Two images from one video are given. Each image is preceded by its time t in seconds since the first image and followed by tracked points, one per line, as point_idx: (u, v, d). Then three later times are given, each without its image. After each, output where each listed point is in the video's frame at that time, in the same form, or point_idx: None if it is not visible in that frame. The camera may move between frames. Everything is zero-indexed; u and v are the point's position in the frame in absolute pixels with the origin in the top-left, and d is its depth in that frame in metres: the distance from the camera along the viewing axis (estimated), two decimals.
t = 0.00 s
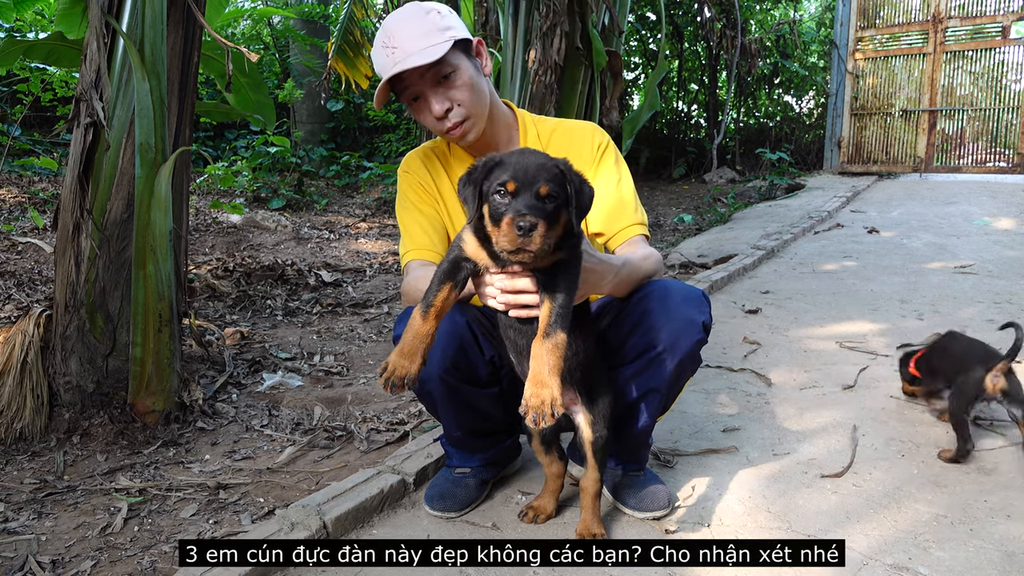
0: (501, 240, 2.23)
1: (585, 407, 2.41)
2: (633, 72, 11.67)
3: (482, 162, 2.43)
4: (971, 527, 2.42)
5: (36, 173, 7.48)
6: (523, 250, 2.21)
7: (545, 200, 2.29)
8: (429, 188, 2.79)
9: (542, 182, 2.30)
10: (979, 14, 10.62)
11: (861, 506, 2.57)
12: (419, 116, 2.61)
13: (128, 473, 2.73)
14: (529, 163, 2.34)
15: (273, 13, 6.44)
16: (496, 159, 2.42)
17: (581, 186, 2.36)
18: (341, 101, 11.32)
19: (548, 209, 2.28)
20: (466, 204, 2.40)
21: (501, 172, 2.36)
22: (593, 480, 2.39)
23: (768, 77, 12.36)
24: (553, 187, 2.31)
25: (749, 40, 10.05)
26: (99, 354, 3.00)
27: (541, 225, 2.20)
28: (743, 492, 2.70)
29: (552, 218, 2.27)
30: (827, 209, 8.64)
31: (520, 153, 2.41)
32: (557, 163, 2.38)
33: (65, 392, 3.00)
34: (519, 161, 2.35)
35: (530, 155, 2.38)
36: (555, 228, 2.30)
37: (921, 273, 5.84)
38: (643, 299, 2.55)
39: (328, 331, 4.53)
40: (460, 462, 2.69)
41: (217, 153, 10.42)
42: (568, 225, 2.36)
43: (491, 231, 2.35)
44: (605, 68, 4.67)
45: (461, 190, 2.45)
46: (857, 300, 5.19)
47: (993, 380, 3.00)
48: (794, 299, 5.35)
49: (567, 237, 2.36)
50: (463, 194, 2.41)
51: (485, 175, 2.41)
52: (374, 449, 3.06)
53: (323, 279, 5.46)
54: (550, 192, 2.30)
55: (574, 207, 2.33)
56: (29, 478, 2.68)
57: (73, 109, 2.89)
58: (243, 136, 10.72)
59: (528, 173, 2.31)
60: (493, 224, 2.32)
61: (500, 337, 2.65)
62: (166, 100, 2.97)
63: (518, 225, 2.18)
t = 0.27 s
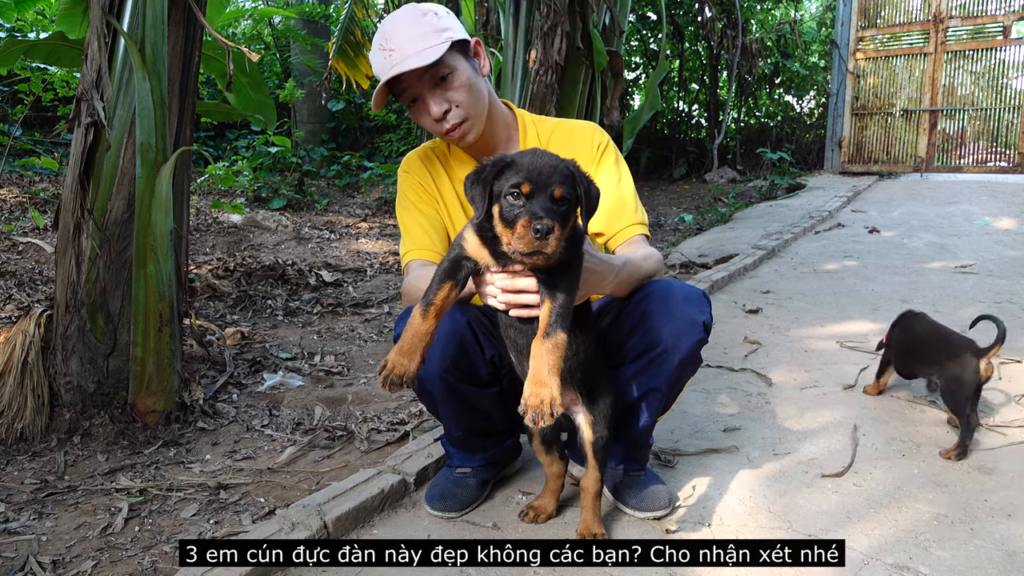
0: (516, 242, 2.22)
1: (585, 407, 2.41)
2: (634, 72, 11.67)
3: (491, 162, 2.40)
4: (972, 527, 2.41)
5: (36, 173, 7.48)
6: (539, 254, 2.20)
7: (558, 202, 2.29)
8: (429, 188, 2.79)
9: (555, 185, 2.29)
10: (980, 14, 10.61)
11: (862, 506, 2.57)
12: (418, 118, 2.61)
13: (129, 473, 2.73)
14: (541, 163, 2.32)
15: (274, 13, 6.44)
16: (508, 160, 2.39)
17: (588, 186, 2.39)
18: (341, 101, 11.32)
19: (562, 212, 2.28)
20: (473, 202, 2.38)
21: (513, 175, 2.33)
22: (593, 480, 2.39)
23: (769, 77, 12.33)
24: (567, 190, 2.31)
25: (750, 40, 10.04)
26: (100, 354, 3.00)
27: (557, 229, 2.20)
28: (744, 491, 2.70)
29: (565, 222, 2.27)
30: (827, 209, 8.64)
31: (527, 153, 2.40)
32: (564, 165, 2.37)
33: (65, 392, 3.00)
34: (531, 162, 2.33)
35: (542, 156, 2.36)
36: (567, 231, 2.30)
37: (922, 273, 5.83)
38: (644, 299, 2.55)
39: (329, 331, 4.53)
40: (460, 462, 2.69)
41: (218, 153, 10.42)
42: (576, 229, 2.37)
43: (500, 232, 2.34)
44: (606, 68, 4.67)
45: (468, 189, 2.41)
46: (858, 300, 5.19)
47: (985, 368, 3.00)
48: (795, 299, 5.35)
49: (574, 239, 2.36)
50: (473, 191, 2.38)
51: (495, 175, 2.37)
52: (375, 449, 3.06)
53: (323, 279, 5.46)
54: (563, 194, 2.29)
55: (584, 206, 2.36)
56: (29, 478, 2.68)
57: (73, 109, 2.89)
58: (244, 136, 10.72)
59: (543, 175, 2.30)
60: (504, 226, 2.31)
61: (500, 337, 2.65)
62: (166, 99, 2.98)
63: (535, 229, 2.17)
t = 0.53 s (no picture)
0: (515, 242, 2.21)
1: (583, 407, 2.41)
2: (632, 71, 11.67)
3: (491, 161, 2.38)
4: (970, 526, 2.42)
5: (33, 173, 7.47)
6: (538, 256, 2.20)
7: (557, 204, 2.29)
8: (426, 189, 2.79)
9: (554, 187, 2.29)
10: (977, 13, 10.63)
11: (860, 505, 2.58)
12: (413, 120, 2.61)
13: (127, 474, 2.73)
14: (540, 163, 2.32)
15: (271, 14, 6.44)
16: (508, 159, 2.37)
17: (587, 187, 2.40)
18: (339, 101, 11.31)
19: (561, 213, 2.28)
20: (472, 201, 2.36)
21: (513, 175, 2.33)
22: (591, 480, 2.40)
23: (766, 77, 12.32)
24: (567, 192, 2.31)
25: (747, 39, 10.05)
26: (97, 355, 2.99)
27: (557, 230, 2.20)
28: (741, 491, 2.71)
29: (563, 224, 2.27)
30: (825, 209, 8.65)
31: (527, 153, 2.39)
32: (563, 166, 2.37)
33: (63, 392, 3.00)
34: (531, 162, 2.32)
35: (542, 156, 2.36)
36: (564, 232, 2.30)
37: (919, 272, 5.84)
38: (641, 298, 2.55)
39: (326, 332, 4.53)
40: (458, 462, 2.69)
41: (215, 153, 10.41)
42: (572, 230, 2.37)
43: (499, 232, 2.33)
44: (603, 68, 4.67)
45: (467, 187, 2.38)
46: (855, 299, 5.20)
47: (937, 343, 3.38)
48: (792, 298, 5.36)
49: (571, 240, 2.36)
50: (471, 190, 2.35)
51: (495, 174, 2.36)
52: (373, 449, 3.06)
53: (321, 279, 5.45)
54: (562, 196, 2.29)
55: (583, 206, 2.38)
56: (26, 479, 2.68)
57: (71, 109, 2.88)
58: (241, 136, 10.72)
59: (543, 176, 2.29)
60: (502, 226, 2.30)
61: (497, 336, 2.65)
62: (163, 99, 2.97)
63: (535, 230, 2.17)
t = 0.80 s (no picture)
0: (513, 243, 2.21)
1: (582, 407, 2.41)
2: (630, 72, 11.68)
3: (490, 161, 2.37)
4: (969, 526, 2.42)
5: (32, 173, 7.46)
6: (536, 257, 2.20)
7: (555, 206, 2.29)
8: (425, 189, 2.80)
9: (553, 188, 2.29)
10: (975, 14, 10.64)
11: (858, 505, 2.58)
12: (412, 120, 2.61)
13: (126, 474, 2.73)
14: (539, 164, 2.31)
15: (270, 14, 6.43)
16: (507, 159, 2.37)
17: (586, 189, 2.40)
18: (337, 101, 11.30)
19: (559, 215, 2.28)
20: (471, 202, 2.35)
21: (513, 174, 2.32)
22: (589, 480, 2.40)
23: (765, 77, 12.30)
24: (565, 193, 2.31)
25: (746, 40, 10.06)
26: (96, 355, 2.99)
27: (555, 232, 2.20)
28: (740, 491, 2.71)
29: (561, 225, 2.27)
30: (823, 209, 8.65)
31: (527, 153, 2.39)
32: (563, 167, 2.36)
33: (61, 393, 3.00)
34: (530, 162, 2.32)
35: (541, 157, 2.35)
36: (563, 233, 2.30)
37: (918, 273, 5.85)
38: (639, 298, 2.56)
39: (325, 332, 4.52)
40: (456, 462, 2.69)
41: (214, 153, 10.41)
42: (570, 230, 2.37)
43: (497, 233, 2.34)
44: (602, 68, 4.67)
45: (466, 188, 2.38)
46: (854, 300, 5.20)
47: (914, 334, 3.48)
48: (791, 298, 5.36)
49: (570, 241, 2.36)
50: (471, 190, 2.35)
51: (493, 175, 2.35)
52: (371, 449, 3.06)
53: (320, 279, 5.45)
54: (561, 198, 2.29)
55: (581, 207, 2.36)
56: (25, 479, 2.67)
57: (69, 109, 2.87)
58: (240, 136, 10.72)
59: (542, 177, 2.29)
60: (501, 226, 2.30)
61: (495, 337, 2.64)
62: (162, 99, 2.97)
63: (533, 232, 2.17)
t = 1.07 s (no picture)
0: (511, 241, 2.22)
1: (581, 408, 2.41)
2: (630, 72, 11.68)
3: (490, 161, 2.37)
4: (967, 526, 2.42)
5: (31, 173, 7.46)
6: (533, 255, 2.20)
7: (554, 206, 2.28)
8: (424, 189, 2.80)
9: (552, 189, 2.28)
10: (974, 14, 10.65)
11: (857, 505, 2.58)
12: (411, 119, 2.61)
13: (125, 474, 2.73)
14: (538, 164, 2.32)
15: (269, 14, 6.43)
16: (508, 158, 2.38)
17: (586, 191, 2.39)
18: (337, 101, 11.30)
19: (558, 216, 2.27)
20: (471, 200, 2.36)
21: (512, 173, 2.32)
22: (589, 480, 2.40)
23: (764, 77, 12.30)
24: (564, 194, 2.30)
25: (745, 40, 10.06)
26: (95, 355, 2.99)
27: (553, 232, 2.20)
28: (739, 491, 2.71)
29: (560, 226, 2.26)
30: (823, 209, 8.66)
31: (528, 152, 2.39)
32: (563, 168, 2.36)
33: (60, 393, 2.99)
34: (529, 162, 2.32)
35: (541, 158, 2.35)
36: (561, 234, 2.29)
37: (917, 273, 5.85)
38: (639, 298, 2.56)
39: (325, 332, 4.53)
40: (456, 462, 2.69)
41: (213, 153, 10.40)
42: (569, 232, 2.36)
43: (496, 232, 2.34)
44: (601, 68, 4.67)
45: (466, 186, 2.39)
46: (853, 300, 5.21)
47: (913, 331, 3.49)
48: (790, 299, 5.37)
49: (569, 242, 2.35)
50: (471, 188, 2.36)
51: (493, 175, 2.35)
52: (371, 450, 3.06)
53: (319, 279, 5.45)
54: (560, 198, 2.29)
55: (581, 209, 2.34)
56: (24, 480, 2.67)
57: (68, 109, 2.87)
58: (239, 137, 10.72)
59: (541, 177, 2.29)
60: (500, 225, 2.30)
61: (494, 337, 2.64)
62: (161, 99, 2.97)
63: (531, 231, 2.17)
